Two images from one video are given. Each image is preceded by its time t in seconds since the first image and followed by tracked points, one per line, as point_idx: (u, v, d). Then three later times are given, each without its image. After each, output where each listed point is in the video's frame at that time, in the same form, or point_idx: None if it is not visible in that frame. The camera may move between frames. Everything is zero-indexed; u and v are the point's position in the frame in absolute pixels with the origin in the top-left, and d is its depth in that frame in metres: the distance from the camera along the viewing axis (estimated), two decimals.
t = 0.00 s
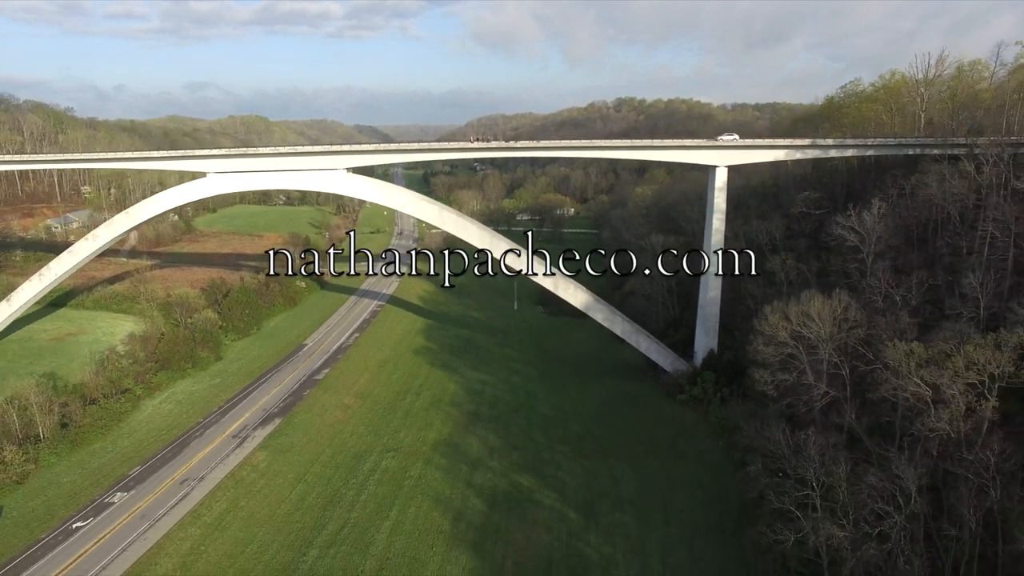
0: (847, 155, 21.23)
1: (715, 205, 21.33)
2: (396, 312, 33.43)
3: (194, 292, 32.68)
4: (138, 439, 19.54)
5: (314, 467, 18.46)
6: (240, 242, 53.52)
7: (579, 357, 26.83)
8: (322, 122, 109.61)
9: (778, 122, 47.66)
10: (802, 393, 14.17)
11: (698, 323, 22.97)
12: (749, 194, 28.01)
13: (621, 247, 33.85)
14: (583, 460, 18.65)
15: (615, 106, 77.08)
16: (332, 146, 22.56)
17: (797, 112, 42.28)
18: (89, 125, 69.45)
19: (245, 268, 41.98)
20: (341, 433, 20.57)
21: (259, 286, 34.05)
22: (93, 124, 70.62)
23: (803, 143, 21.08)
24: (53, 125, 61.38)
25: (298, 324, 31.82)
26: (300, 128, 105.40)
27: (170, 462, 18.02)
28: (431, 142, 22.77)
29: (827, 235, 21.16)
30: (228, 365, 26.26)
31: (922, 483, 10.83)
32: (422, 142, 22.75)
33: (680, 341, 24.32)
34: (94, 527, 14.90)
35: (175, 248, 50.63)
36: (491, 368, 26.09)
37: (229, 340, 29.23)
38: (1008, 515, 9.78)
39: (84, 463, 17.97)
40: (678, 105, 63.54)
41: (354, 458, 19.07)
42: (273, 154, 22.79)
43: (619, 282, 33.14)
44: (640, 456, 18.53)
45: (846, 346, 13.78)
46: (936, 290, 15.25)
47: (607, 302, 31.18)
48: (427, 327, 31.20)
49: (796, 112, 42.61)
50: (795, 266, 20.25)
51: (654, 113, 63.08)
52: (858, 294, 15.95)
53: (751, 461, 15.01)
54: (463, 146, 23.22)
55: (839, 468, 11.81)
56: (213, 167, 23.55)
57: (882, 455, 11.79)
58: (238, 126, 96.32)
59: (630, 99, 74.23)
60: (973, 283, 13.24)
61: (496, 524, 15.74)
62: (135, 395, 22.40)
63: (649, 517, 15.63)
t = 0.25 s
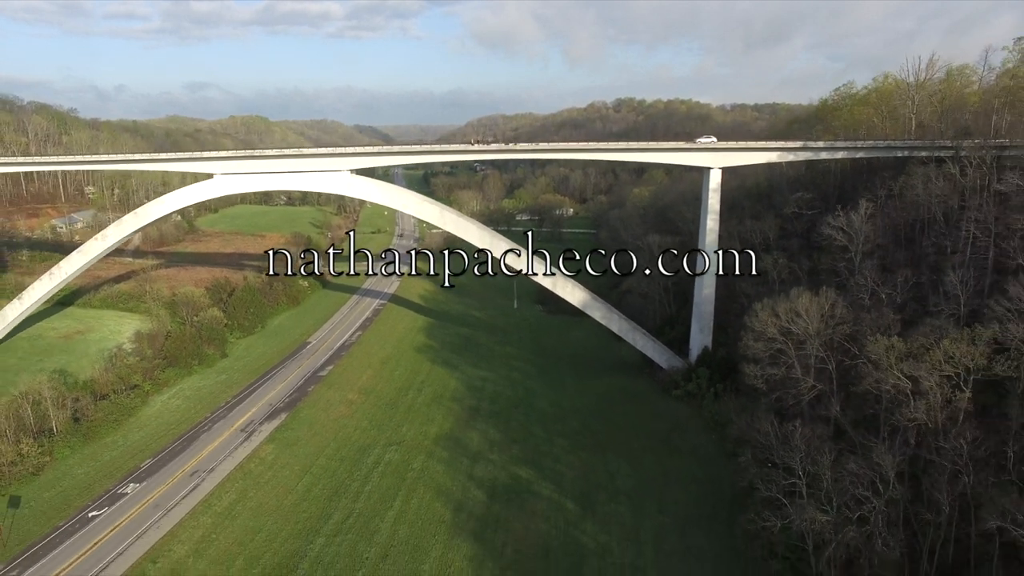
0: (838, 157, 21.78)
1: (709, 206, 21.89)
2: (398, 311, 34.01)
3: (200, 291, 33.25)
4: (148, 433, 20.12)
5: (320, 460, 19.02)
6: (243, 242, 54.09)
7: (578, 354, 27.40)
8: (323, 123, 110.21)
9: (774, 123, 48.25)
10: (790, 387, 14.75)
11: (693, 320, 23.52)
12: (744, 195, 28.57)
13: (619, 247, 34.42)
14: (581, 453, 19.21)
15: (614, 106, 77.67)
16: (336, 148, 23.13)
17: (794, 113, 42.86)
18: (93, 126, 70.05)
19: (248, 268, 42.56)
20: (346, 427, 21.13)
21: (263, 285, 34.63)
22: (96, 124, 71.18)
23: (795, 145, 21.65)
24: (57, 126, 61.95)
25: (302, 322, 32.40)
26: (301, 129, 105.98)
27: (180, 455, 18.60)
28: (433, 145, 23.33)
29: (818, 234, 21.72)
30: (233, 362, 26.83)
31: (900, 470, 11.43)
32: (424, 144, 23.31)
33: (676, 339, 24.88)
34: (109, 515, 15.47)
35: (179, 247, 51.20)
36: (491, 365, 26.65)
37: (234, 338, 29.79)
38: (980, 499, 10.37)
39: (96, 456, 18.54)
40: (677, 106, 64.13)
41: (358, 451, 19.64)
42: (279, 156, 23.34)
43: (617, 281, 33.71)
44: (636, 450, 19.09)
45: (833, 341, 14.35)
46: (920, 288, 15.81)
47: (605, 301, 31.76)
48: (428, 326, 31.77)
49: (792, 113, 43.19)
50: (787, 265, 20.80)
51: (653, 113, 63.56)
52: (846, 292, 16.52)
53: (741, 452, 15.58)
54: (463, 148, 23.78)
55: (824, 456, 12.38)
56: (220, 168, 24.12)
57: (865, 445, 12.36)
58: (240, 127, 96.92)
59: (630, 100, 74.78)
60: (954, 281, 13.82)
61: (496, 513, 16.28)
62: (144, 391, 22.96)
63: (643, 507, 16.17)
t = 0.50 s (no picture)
0: (829, 158, 22.32)
1: (703, 207, 22.45)
2: (399, 309, 34.58)
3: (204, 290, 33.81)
4: (157, 428, 20.68)
5: (325, 453, 19.59)
6: (245, 242, 54.66)
7: (576, 351, 27.98)
8: (324, 123, 110.83)
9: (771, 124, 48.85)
10: (779, 381, 15.31)
11: (688, 317, 24.07)
12: (739, 195, 29.13)
13: (617, 246, 35.00)
14: (578, 447, 19.77)
15: (614, 107, 78.38)
16: (340, 150, 23.72)
17: (790, 114, 43.46)
18: (96, 127, 70.64)
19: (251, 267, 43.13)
20: (350, 422, 21.71)
21: (267, 284, 35.21)
22: (99, 125, 71.76)
23: (787, 147, 22.20)
24: (61, 126, 62.50)
25: (305, 321, 32.96)
26: (302, 129, 106.57)
27: (190, 449, 19.19)
28: (434, 147, 23.91)
29: (809, 234, 22.28)
30: (239, 360, 27.39)
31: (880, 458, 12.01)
32: (425, 146, 23.91)
33: (672, 336, 25.46)
34: (122, 506, 16.03)
35: (182, 247, 51.77)
36: (491, 362, 27.24)
37: (239, 336, 30.37)
38: (955, 486, 10.96)
39: (108, 450, 19.09)
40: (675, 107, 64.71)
41: (362, 445, 20.21)
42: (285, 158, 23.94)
43: (615, 280, 34.28)
44: (632, 443, 19.66)
45: (820, 337, 14.91)
46: (906, 286, 16.35)
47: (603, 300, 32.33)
48: (429, 324, 32.36)
49: (788, 114, 43.77)
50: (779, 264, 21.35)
51: (652, 114, 64.05)
52: (834, 290, 17.08)
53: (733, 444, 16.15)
54: (463, 150, 24.36)
55: (809, 446, 12.96)
56: (226, 170, 24.69)
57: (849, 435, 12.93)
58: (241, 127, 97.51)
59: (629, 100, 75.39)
60: (936, 279, 14.37)
61: (496, 504, 16.83)
62: (152, 388, 23.52)
63: (638, 498, 16.72)
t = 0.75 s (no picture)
0: (821, 161, 22.90)
1: (698, 208, 23.02)
2: (401, 308, 35.18)
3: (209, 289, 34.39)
4: (166, 423, 21.27)
5: (330, 447, 20.19)
6: (248, 242, 55.23)
7: (574, 349, 28.57)
8: (324, 124, 111.41)
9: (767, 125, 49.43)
10: (770, 376, 15.91)
11: (683, 316, 24.65)
12: (734, 196, 29.72)
13: (615, 246, 35.57)
14: (576, 441, 20.36)
15: (614, 108, 78.96)
16: (345, 152, 24.34)
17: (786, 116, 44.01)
18: (98, 127, 71.17)
19: (254, 267, 43.71)
20: (353, 417, 22.31)
21: (271, 283, 35.80)
22: (102, 126, 72.33)
23: (779, 149, 22.78)
24: (64, 127, 63.06)
25: (308, 320, 33.56)
26: (303, 130, 107.12)
27: (199, 442, 19.79)
28: (436, 149, 24.49)
29: (801, 234, 22.87)
30: (244, 358, 27.99)
31: (862, 448, 12.61)
32: (428, 149, 24.51)
33: (668, 334, 26.05)
34: (135, 497, 16.62)
35: (185, 247, 52.34)
36: (491, 360, 27.82)
37: (244, 335, 30.97)
38: (932, 474, 11.56)
39: (120, 444, 19.69)
40: (674, 108, 65.25)
41: (366, 439, 20.80)
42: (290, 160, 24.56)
43: (613, 279, 34.88)
44: (628, 437, 20.26)
45: (808, 334, 15.50)
46: (892, 284, 16.93)
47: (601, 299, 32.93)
48: (431, 322, 32.95)
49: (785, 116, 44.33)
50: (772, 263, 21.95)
51: (651, 115, 64.62)
52: (823, 289, 17.66)
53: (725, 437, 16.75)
54: (465, 153, 24.94)
55: (796, 438, 13.57)
56: (234, 172, 25.30)
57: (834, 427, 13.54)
58: (242, 128, 98.03)
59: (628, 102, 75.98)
60: (920, 278, 14.95)
61: (496, 496, 17.41)
62: (160, 384, 24.10)
63: (634, 489, 17.30)
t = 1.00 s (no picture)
0: (813, 163, 23.44)
1: (694, 209, 23.57)
2: (403, 308, 35.76)
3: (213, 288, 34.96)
4: (175, 418, 21.84)
5: (335, 441, 20.76)
6: (250, 242, 55.78)
7: (573, 348, 29.14)
8: (325, 125, 111.96)
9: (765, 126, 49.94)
10: (760, 371, 16.51)
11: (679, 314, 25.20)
12: (730, 197, 30.28)
13: (613, 247, 36.13)
14: (574, 436, 20.93)
15: (614, 109, 79.46)
16: (349, 155, 24.89)
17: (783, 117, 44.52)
18: (101, 128, 71.73)
19: (257, 267, 44.27)
20: (357, 413, 22.89)
21: (274, 283, 36.37)
22: (105, 127, 72.89)
23: (773, 152, 23.32)
24: (68, 128, 63.64)
25: (312, 319, 34.13)
26: (304, 130, 107.68)
27: (207, 437, 20.38)
28: (438, 152, 25.04)
29: (794, 234, 23.44)
30: (250, 356, 28.57)
31: (846, 439, 13.23)
32: (430, 151, 25.06)
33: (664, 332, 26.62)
34: (147, 489, 17.20)
35: (189, 247, 52.90)
36: (491, 358, 28.39)
37: (248, 333, 31.55)
38: (911, 463, 12.17)
39: (131, 438, 20.26)
40: (673, 109, 65.74)
41: (370, 434, 21.37)
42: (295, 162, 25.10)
43: (611, 279, 35.45)
44: (624, 432, 20.84)
45: (797, 331, 16.09)
46: (879, 283, 17.50)
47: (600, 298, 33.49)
48: (432, 321, 33.52)
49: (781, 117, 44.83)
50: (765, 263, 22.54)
51: (650, 115, 65.14)
52: (813, 288, 18.24)
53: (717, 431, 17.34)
54: (465, 155, 25.50)
55: (784, 430, 14.18)
56: (240, 174, 25.71)
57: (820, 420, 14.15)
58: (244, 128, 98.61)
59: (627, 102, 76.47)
60: (904, 277, 15.52)
61: (496, 488, 17.98)
62: (168, 381, 24.67)
63: (630, 482, 17.86)
